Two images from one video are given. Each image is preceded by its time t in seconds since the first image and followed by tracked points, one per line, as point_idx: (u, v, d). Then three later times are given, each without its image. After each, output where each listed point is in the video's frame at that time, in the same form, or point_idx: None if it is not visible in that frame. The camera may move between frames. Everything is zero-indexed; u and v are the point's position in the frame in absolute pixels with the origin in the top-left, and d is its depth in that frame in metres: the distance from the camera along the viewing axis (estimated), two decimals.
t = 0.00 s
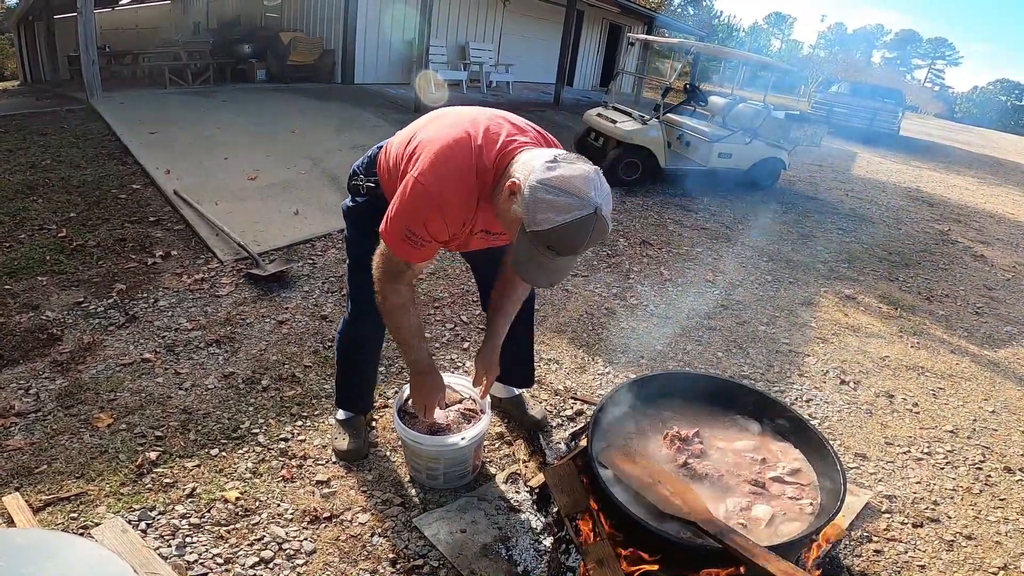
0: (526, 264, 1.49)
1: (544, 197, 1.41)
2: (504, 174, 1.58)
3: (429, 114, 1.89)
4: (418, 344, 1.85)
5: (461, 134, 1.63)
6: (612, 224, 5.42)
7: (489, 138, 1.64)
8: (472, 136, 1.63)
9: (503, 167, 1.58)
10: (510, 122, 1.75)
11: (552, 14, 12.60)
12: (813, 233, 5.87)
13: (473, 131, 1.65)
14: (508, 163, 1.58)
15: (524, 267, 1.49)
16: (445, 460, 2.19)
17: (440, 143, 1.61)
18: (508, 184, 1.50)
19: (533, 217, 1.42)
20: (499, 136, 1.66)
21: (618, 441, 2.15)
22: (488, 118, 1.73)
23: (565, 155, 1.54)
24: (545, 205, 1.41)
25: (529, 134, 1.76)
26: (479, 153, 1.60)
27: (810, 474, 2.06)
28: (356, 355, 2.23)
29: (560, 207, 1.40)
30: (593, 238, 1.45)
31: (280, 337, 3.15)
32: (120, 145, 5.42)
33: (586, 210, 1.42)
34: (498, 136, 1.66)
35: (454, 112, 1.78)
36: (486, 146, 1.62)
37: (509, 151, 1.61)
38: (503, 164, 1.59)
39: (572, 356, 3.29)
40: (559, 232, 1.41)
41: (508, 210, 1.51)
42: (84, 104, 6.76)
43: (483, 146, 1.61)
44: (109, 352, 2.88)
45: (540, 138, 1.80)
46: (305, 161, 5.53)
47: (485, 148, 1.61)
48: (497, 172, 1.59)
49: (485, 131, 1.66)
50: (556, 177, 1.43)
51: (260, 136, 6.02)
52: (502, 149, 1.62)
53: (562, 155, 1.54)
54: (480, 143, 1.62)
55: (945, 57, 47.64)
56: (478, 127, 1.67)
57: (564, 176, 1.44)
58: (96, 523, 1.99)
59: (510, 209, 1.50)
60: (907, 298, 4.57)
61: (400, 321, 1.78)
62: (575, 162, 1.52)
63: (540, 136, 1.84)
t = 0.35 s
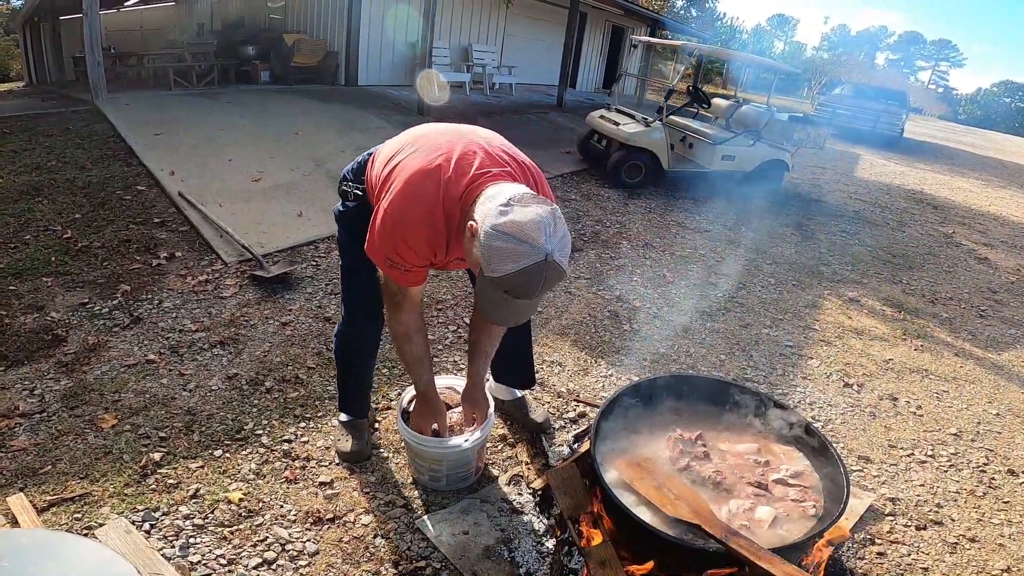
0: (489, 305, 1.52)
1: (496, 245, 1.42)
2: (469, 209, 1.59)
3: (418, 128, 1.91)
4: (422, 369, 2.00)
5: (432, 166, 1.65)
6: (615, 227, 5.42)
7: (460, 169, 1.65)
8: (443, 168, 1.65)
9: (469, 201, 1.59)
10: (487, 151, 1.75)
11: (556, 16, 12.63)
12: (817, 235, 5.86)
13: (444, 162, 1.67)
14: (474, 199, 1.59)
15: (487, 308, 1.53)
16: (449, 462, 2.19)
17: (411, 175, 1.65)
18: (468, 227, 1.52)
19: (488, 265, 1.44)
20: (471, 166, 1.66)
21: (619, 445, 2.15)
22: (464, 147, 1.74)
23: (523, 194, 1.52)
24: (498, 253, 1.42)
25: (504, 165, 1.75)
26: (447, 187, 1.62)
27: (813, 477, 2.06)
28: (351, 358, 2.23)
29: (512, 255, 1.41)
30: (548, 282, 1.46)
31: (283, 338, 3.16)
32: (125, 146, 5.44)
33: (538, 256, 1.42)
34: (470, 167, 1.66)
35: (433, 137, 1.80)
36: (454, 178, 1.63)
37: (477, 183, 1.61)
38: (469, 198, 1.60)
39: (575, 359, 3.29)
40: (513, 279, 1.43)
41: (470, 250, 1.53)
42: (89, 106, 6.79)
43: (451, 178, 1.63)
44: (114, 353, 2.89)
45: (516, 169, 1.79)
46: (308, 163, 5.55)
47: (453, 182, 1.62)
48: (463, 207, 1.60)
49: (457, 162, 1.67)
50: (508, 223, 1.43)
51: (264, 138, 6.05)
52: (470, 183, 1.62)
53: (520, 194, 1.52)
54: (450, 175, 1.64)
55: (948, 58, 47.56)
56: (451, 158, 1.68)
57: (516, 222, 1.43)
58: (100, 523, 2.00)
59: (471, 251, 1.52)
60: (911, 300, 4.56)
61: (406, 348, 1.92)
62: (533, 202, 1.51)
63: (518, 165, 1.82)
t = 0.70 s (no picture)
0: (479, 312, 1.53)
1: (485, 254, 1.42)
2: (462, 215, 1.58)
3: (417, 129, 1.91)
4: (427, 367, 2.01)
5: (426, 171, 1.65)
6: (618, 226, 5.41)
7: (454, 174, 1.64)
8: (436, 173, 1.65)
9: (462, 207, 1.58)
10: (482, 155, 1.74)
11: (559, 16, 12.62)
12: (819, 234, 5.85)
13: (439, 166, 1.66)
14: (466, 204, 1.58)
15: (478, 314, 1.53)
16: (452, 461, 2.19)
17: (405, 179, 1.65)
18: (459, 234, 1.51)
19: (478, 273, 1.44)
20: (465, 171, 1.65)
21: (622, 445, 2.15)
22: (459, 150, 1.73)
23: (513, 201, 1.51)
24: (487, 261, 1.42)
25: (500, 169, 1.74)
26: (440, 192, 1.61)
27: (816, 477, 2.05)
28: (351, 357, 2.23)
29: (500, 264, 1.41)
30: (538, 289, 1.47)
31: (286, 337, 3.16)
32: (129, 145, 5.45)
33: (526, 265, 1.42)
34: (463, 171, 1.65)
35: (430, 139, 1.80)
36: (447, 183, 1.62)
37: (470, 188, 1.60)
38: (461, 203, 1.59)
39: (578, 358, 3.29)
40: (502, 288, 1.43)
41: (461, 257, 1.53)
42: (93, 104, 6.81)
43: (445, 182, 1.62)
44: (117, 350, 2.90)
45: (512, 173, 1.78)
46: (311, 161, 5.56)
47: (446, 186, 1.62)
48: (455, 212, 1.59)
49: (451, 166, 1.67)
50: (497, 231, 1.42)
51: (267, 137, 6.05)
52: (463, 187, 1.61)
53: (510, 201, 1.52)
54: (443, 180, 1.63)
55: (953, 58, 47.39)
56: (446, 161, 1.68)
57: (504, 230, 1.42)
58: (103, 521, 2.00)
59: (462, 257, 1.52)
60: (915, 301, 4.54)
61: (410, 346, 1.94)
62: (523, 209, 1.49)
63: (514, 169, 1.81)
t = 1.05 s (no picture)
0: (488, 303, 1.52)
1: (492, 241, 1.42)
2: (469, 206, 1.58)
3: (424, 123, 1.91)
4: (429, 355, 1.99)
5: (433, 162, 1.65)
6: (623, 225, 5.40)
7: (461, 165, 1.64)
8: (444, 164, 1.64)
9: (469, 198, 1.58)
10: (489, 147, 1.74)
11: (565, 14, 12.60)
12: (826, 234, 5.82)
13: (446, 158, 1.66)
14: (474, 195, 1.57)
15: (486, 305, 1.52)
16: (457, 458, 2.19)
17: (412, 170, 1.65)
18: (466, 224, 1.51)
19: (485, 260, 1.43)
20: (472, 163, 1.65)
21: (628, 443, 2.15)
22: (467, 143, 1.73)
23: (520, 190, 1.51)
24: (494, 248, 1.41)
25: (507, 160, 1.74)
26: (447, 183, 1.61)
27: (823, 477, 2.04)
28: (358, 353, 2.23)
29: (506, 251, 1.41)
30: (546, 278, 1.45)
31: (292, 333, 3.17)
32: (136, 142, 5.47)
33: (534, 252, 1.41)
34: (471, 162, 1.65)
35: (437, 132, 1.80)
36: (455, 174, 1.62)
37: (478, 179, 1.60)
38: (469, 194, 1.58)
39: (583, 356, 3.29)
40: (510, 275, 1.42)
41: (469, 247, 1.53)
42: (101, 101, 6.84)
43: (452, 174, 1.62)
44: (124, 346, 2.91)
45: (519, 165, 1.78)
46: (317, 159, 5.56)
47: (454, 177, 1.62)
48: (463, 203, 1.59)
49: (458, 158, 1.67)
50: (504, 219, 1.42)
51: (273, 134, 6.06)
52: (471, 178, 1.61)
53: (517, 190, 1.52)
54: (450, 171, 1.63)
55: (962, 57, 47.06)
56: (453, 153, 1.68)
57: (511, 217, 1.42)
58: (109, 517, 2.01)
59: (469, 247, 1.52)
60: (922, 301, 4.52)
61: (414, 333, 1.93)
62: (530, 198, 1.50)
63: (521, 160, 1.81)
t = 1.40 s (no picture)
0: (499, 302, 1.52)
1: (501, 239, 1.42)
2: (474, 207, 1.58)
3: (424, 125, 1.92)
4: (414, 354, 2.00)
5: (436, 163, 1.65)
6: (622, 228, 5.40)
7: (464, 166, 1.65)
8: (447, 165, 1.65)
9: (473, 199, 1.59)
10: (491, 148, 1.75)
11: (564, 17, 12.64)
12: (825, 236, 5.83)
13: (449, 159, 1.67)
14: (478, 195, 1.58)
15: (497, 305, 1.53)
16: (458, 462, 2.19)
17: (415, 171, 1.65)
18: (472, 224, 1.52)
19: (494, 259, 1.44)
20: (475, 163, 1.66)
21: (629, 446, 2.15)
22: (468, 143, 1.73)
23: (526, 188, 1.52)
24: (503, 246, 1.42)
25: (509, 159, 1.75)
26: (451, 183, 1.62)
27: (824, 479, 2.04)
28: (359, 357, 2.24)
29: (516, 249, 1.41)
30: (556, 274, 1.45)
31: (293, 338, 3.17)
32: (136, 146, 5.48)
33: (544, 249, 1.41)
34: (474, 163, 1.66)
35: (438, 134, 1.80)
36: (458, 175, 1.63)
37: (481, 180, 1.61)
38: (473, 195, 1.59)
39: (583, 360, 3.29)
40: (520, 273, 1.42)
41: (476, 247, 1.53)
42: (100, 106, 6.85)
43: (455, 175, 1.63)
44: (125, 351, 2.91)
45: (521, 164, 1.79)
46: (316, 163, 5.57)
47: (457, 178, 1.62)
48: (467, 203, 1.60)
49: (460, 159, 1.67)
50: (512, 217, 1.43)
51: (273, 138, 6.07)
52: (474, 178, 1.62)
53: (522, 188, 1.53)
54: (453, 171, 1.64)
55: (959, 58, 47.17)
56: (455, 154, 1.68)
57: (520, 215, 1.43)
58: (111, 522, 2.01)
59: (476, 247, 1.52)
60: (922, 303, 4.52)
61: (398, 330, 1.94)
62: (536, 195, 1.50)
63: (523, 159, 1.82)
